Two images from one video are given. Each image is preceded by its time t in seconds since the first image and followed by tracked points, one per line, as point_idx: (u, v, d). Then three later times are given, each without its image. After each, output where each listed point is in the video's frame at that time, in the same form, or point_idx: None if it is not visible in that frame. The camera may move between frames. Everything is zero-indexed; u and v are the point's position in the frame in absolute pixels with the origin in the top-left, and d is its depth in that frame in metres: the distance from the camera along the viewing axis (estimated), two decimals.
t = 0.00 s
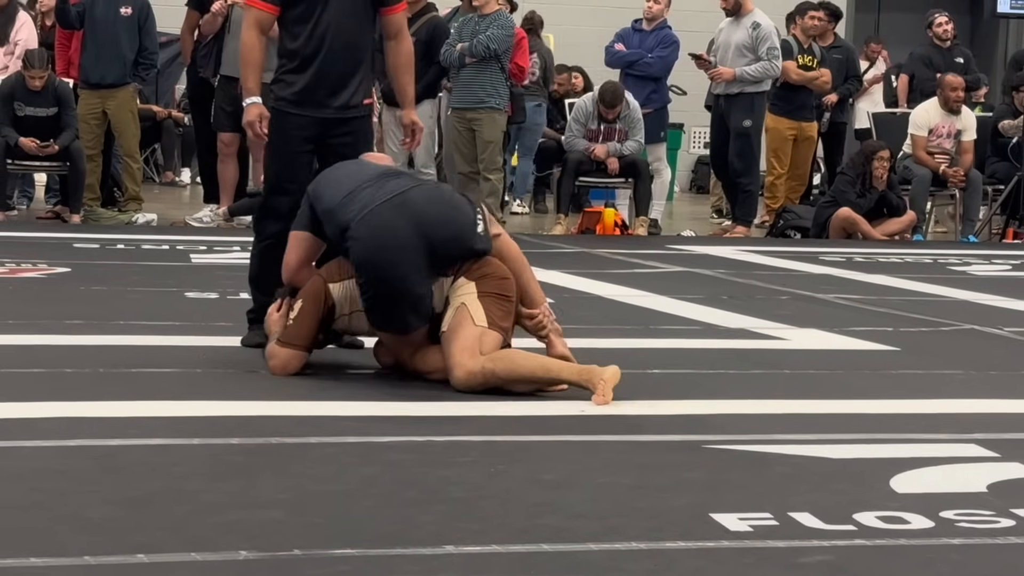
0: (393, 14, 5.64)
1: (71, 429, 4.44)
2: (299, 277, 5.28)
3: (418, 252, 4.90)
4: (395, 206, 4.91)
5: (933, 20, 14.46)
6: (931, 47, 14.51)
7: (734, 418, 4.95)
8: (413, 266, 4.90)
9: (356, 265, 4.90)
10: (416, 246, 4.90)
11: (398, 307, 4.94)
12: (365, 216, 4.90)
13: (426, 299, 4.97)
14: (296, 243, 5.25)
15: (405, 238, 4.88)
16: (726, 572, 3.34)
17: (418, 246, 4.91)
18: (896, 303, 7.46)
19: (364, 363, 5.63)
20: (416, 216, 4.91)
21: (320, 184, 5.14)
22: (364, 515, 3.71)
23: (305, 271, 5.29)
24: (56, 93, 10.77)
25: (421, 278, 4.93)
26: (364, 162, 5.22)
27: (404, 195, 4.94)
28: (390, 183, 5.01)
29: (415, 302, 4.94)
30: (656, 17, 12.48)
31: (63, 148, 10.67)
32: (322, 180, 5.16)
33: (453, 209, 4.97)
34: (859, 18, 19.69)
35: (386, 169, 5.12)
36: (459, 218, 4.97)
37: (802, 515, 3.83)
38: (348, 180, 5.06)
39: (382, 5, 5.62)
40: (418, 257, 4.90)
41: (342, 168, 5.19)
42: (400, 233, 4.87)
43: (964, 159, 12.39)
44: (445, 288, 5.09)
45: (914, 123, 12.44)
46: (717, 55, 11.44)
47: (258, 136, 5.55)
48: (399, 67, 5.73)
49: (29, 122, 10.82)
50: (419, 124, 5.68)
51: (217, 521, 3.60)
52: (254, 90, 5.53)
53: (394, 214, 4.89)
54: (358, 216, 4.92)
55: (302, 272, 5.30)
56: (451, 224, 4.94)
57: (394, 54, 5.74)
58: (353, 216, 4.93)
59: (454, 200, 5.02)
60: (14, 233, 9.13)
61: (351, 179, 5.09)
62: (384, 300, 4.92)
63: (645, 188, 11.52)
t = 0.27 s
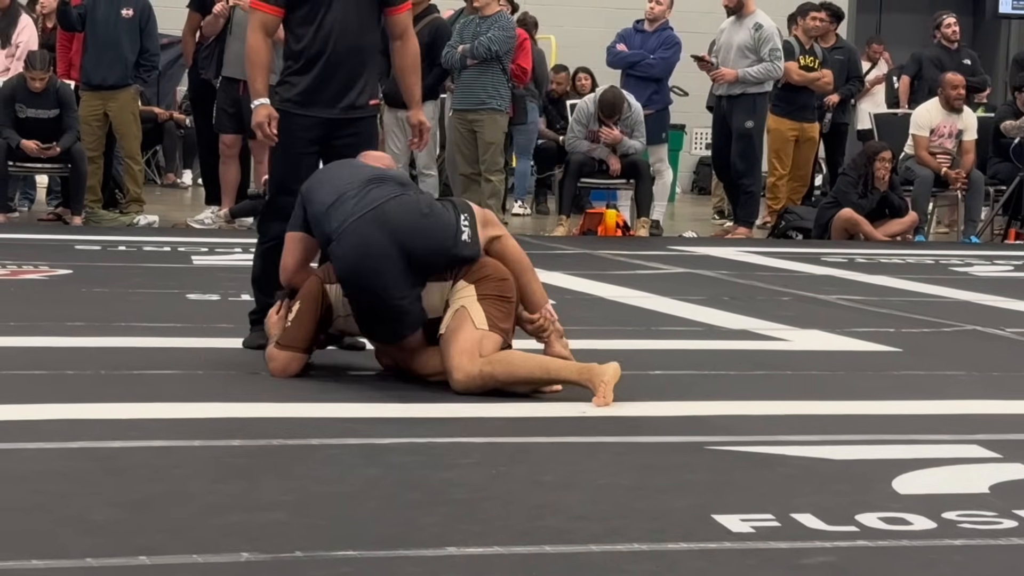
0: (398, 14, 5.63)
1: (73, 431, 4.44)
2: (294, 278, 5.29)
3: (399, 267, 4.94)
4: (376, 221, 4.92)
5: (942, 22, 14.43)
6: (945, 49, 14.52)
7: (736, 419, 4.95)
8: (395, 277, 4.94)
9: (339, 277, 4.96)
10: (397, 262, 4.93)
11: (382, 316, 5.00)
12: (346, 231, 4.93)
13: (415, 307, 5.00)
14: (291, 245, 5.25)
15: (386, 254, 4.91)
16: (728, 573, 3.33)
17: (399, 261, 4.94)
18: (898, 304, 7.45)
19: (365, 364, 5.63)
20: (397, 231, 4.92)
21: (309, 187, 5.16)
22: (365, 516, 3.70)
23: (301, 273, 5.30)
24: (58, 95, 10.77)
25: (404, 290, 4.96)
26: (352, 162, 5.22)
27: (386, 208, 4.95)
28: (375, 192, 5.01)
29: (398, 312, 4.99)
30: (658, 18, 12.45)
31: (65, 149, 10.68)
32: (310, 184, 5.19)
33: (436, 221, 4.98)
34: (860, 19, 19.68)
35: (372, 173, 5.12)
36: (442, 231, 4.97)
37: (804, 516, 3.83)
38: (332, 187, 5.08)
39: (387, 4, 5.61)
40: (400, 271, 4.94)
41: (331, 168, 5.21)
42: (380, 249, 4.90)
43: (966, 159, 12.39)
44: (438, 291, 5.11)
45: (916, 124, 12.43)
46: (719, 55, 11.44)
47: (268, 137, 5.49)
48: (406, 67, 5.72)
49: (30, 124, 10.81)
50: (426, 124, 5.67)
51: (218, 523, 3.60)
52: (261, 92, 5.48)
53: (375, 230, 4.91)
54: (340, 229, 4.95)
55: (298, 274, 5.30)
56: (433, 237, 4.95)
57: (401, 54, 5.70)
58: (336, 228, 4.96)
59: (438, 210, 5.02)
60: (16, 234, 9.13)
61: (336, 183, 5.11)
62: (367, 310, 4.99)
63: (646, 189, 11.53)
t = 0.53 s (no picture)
0: (400, 17, 5.64)
1: (75, 434, 4.45)
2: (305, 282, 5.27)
3: (430, 268, 4.90)
4: (407, 222, 4.90)
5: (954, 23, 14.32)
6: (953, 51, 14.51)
7: (739, 421, 4.95)
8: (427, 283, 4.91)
9: (366, 279, 4.91)
10: (428, 263, 4.89)
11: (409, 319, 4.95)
12: (376, 232, 4.90)
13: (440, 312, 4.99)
14: (302, 249, 5.24)
15: (417, 256, 4.88)
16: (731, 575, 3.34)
17: (430, 263, 4.90)
18: (900, 306, 7.45)
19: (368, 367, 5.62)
20: (432, 236, 4.90)
21: (331, 193, 5.13)
22: (368, 519, 3.71)
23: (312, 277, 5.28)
24: (60, 98, 10.78)
25: (434, 293, 4.92)
26: (378, 171, 5.20)
27: (417, 211, 4.93)
28: (404, 196, 5.00)
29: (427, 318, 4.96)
30: (660, 20, 12.39)
31: (67, 152, 10.70)
32: (335, 186, 5.15)
33: (467, 225, 4.95)
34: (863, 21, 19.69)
35: (400, 180, 5.10)
36: (473, 235, 4.95)
37: (807, 519, 3.82)
38: (360, 191, 5.05)
39: (388, 7, 5.63)
40: (430, 273, 4.90)
41: (355, 175, 5.18)
42: (412, 250, 4.87)
43: (969, 161, 12.38)
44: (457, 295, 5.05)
45: (918, 125, 12.41)
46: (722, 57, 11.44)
47: (271, 136, 5.50)
48: (407, 68, 5.75)
49: (33, 128, 10.83)
50: (426, 125, 5.68)
51: (222, 526, 3.60)
52: (262, 92, 5.50)
53: (407, 232, 4.89)
54: (369, 230, 4.92)
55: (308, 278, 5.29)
56: (464, 240, 4.92)
57: (402, 55, 5.73)
58: (365, 230, 4.93)
59: (469, 215, 5.00)
60: (21, 238, 9.14)
61: (363, 188, 5.08)
62: (394, 312, 4.94)
63: (649, 191, 11.51)
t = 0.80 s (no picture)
0: (400, 21, 5.66)
1: (79, 437, 4.45)
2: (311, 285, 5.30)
3: (455, 284, 4.95)
4: (434, 237, 4.94)
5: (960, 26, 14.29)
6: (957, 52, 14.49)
7: (743, 424, 4.95)
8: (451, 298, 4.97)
9: (390, 290, 4.95)
10: (453, 279, 4.95)
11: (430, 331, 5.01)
12: (403, 245, 4.93)
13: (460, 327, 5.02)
14: (309, 251, 5.26)
15: (443, 271, 4.93)
16: None
17: (455, 279, 4.96)
18: (903, 308, 7.45)
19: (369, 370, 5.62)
20: (458, 253, 4.96)
21: (351, 197, 5.14)
22: (372, 522, 3.71)
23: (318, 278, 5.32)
24: (62, 101, 10.82)
25: (456, 308, 4.98)
26: (398, 175, 5.22)
27: (444, 225, 4.97)
28: (429, 208, 5.03)
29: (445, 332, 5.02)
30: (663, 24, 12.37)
31: (70, 156, 10.73)
32: (352, 192, 5.16)
33: (492, 241, 5.00)
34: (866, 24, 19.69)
35: (422, 188, 5.14)
36: (497, 251, 5.00)
37: (811, 522, 3.82)
38: (384, 199, 5.08)
39: (388, 10, 5.64)
40: (454, 288, 4.96)
41: (375, 178, 5.20)
42: (438, 266, 4.92)
43: (972, 163, 12.38)
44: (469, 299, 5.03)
45: (921, 128, 12.43)
46: (726, 60, 11.44)
47: (273, 136, 5.50)
48: (407, 71, 5.73)
49: (35, 131, 10.85)
50: (424, 130, 5.67)
51: (226, 529, 3.61)
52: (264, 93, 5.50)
53: (433, 247, 4.93)
54: (395, 241, 4.95)
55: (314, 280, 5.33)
56: (488, 257, 4.98)
57: (402, 60, 5.74)
58: (390, 240, 4.96)
59: (492, 229, 5.04)
60: (24, 241, 9.15)
61: (384, 196, 5.10)
62: (416, 325, 4.99)
63: (652, 194, 11.45)
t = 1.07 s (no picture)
0: (403, 23, 5.69)
1: (82, 440, 4.45)
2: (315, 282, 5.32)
3: (460, 293, 4.93)
4: (439, 247, 4.91)
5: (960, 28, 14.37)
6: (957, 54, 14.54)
7: (747, 426, 4.95)
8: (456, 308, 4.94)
9: (397, 300, 4.94)
10: (458, 289, 4.92)
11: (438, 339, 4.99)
12: (408, 256, 4.91)
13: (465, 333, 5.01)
14: (315, 252, 5.29)
15: (447, 282, 4.90)
16: None
17: (461, 288, 4.93)
18: (907, 310, 7.45)
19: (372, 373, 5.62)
20: (463, 263, 4.92)
21: (359, 204, 5.13)
22: (376, 525, 3.70)
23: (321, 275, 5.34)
24: (66, 104, 10.79)
25: (462, 316, 4.96)
26: (406, 180, 5.19)
27: (449, 235, 4.94)
28: (435, 216, 5.00)
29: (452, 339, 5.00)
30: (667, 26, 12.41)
31: (75, 159, 10.67)
32: (360, 197, 5.15)
33: (496, 250, 4.97)
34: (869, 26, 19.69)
35: (428, 195, 5.10)
36: (503, 260, 4.97)
37: (815, 524, 3.82)
38: (390, 207, 5.05)
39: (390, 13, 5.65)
40: (460, 298, 4.93)
41: (382, 184, 5.18)
42: (443, 277, 4.90)
43: (976, 165, 12.38)
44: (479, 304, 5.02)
45: (925, 130, 12.41)
46: (731, 62, 11.43)
47: (280, 136, 5.45)
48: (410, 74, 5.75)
49: (39, 134, 10.83)
50: (426, 133, 5.69)
51: (229, 532, 3.60)
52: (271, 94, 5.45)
53: (439, 257, 4.90)
54: (401, 252, 4.93)
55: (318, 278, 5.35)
56: (493, 267, 4.95)
57: (404, 63, 5.77)
58: (396, 250, 4.94)
59: (497, 237, 5.00)
60: (27, 244, 9.14)
61: (391, 202, 5.08)
62: (423, 333, 4.98)
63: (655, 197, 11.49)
